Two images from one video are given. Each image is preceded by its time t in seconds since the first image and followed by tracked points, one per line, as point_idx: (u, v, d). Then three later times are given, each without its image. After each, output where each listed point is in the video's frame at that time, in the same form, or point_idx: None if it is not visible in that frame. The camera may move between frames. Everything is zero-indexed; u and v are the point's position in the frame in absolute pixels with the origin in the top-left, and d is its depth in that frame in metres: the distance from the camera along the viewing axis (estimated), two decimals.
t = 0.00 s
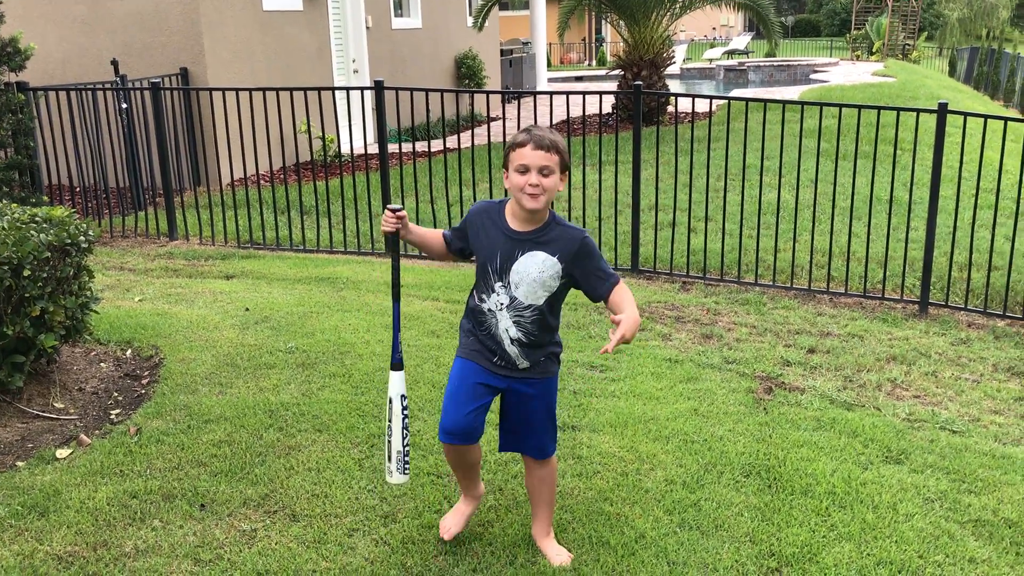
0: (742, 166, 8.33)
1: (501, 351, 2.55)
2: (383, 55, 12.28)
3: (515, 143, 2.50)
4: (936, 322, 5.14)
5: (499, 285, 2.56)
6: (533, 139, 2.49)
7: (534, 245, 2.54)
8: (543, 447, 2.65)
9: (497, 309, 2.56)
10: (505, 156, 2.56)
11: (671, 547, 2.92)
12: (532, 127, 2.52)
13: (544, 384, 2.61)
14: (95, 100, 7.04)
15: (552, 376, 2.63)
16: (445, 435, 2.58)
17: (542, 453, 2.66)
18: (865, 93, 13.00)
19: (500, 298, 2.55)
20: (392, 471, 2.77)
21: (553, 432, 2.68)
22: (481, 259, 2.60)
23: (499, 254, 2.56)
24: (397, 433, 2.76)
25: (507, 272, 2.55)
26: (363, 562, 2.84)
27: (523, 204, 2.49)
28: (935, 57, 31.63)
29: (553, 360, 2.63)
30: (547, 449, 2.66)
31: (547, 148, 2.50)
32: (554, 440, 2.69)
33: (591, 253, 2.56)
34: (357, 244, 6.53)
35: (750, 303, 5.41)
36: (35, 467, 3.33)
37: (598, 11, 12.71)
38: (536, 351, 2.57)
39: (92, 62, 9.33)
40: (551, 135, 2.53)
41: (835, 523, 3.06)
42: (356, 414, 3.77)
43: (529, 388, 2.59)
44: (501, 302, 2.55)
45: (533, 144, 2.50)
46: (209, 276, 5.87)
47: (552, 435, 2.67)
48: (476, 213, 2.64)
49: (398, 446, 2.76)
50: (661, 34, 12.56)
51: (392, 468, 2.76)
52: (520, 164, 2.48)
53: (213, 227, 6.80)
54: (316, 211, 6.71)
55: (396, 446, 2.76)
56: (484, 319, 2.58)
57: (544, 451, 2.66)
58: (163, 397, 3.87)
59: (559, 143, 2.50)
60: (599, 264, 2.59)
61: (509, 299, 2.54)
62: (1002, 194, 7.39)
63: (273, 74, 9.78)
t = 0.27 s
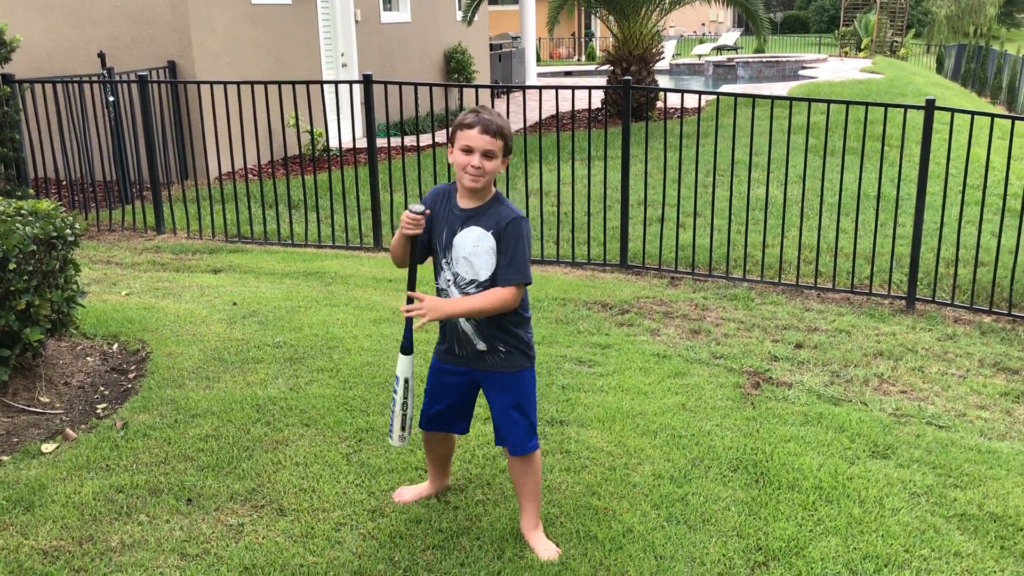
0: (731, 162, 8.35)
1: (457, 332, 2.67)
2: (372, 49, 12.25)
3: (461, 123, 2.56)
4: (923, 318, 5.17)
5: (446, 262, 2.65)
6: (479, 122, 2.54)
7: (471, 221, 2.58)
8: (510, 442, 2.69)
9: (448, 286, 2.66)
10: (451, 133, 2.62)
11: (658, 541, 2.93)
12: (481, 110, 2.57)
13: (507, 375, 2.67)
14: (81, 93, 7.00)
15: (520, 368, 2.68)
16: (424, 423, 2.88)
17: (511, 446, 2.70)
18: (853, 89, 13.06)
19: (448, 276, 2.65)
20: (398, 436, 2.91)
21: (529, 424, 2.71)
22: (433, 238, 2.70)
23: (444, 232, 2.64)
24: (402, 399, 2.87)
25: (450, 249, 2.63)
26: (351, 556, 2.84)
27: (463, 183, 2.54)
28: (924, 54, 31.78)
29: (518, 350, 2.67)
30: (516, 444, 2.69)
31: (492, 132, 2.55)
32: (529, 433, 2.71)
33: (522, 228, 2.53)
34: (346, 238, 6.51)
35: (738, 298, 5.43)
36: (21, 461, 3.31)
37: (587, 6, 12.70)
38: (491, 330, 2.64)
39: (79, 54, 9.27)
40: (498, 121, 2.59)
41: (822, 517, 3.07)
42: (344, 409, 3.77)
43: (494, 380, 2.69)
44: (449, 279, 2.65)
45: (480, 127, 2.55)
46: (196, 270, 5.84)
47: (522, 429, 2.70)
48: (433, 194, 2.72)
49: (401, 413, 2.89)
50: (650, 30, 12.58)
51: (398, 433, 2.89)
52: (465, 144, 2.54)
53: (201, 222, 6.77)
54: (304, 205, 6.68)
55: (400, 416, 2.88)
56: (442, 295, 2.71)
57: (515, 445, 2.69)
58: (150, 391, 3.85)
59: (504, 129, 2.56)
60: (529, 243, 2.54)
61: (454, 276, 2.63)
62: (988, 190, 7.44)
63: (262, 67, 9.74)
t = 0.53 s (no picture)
0: (726, 156, 8.35)
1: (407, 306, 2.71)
2: (367, 42, 12.21)
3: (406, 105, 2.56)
4: (918, 312, 5.18)
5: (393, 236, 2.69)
6: (423, 104, 2.55)
7: (410, 195, 2.59)
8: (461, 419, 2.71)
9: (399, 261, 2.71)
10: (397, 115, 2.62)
11: (653, 535, 2.93)
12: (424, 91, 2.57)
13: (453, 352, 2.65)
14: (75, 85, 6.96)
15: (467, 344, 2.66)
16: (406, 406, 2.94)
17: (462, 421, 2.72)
18: (849, 84, 13.07)
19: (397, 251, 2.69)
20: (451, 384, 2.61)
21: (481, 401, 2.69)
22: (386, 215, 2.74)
23: (393, 208, 2.68)
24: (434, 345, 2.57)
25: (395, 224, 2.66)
26: (345, 550, 2.84)
27: (408, 164, 2.58)
28: (919, 48, 31.81)
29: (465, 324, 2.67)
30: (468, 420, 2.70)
31: (436, 114, 2.56)
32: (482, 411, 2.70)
33: (455, 200, 2.52)
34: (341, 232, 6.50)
35: (733, 292, 5.43)
36: (15, 455, 3.30)
37: None
38: (435, 302, 2.66)
39: (73, 46, 9.22)
40: (443, 101, 2.59)
41: (817, 511, 3.08)
42: (340, 402, 3.76)
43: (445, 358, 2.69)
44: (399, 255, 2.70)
45: (424, 109, 2.56)
46: (191, 263, 5.82)
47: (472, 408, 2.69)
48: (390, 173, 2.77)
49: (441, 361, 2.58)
50: (646, 23, 12.56)
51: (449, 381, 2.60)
52: (409, 126, 2.55)
53: (196, 215, 6.75)
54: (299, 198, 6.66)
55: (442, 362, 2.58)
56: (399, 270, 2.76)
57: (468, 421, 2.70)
58: (144, 385, 3.84)
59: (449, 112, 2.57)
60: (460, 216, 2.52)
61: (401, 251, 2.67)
62: (983, 185, 7.45)
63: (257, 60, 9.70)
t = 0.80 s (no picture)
0: (727, 150, 8.35)
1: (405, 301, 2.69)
2: (368, 36, 12.19)
3: (381, 102, 2.56)
4: (919, 307, 5.18)
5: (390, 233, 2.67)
6: (398, 100, 2.53)
7: (406, 187, 2.61)
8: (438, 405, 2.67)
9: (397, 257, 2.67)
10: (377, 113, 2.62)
11: (655, 529, 2.94)
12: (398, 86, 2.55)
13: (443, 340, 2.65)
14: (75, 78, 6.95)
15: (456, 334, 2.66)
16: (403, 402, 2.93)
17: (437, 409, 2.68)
18: (850, 78, 13.05)
19: (396, 246, 2.66)
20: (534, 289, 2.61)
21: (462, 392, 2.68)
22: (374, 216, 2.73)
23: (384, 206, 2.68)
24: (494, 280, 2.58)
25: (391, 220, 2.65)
26: (347, 543, 2.84)
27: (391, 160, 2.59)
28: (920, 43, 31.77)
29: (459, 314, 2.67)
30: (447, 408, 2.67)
31: (411, 107, 2.54)
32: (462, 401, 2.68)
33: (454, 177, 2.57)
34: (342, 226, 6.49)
35: (734, 286, 5.43)
36: (17, 448, 3.30)
37: None
38: (435, 293, 2.65)
39: (73, 39, 9.20)
40: (419, 93, 2.56)
41: (818, 505, 3.08)
42: (341, 396, 3.76)
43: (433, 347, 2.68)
44: (398, 250, 2.66)
45: (400, 104, 2.54)
46: (192, 257, 5.81)
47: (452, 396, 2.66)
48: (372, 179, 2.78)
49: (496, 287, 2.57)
50: (647, 18, 12.53)
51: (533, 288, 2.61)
52: (386, 122, 2.55)
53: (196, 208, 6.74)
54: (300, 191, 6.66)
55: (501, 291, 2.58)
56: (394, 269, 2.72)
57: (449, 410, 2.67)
58: (146, 378, 3.84)
59: (424, 103, 2.54)
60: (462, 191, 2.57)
61: (401, 244, 2.64)
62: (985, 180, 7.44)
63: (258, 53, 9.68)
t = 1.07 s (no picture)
0: (732, 148, 8.33)
1: (411, 312, 2.62)
2: (372, 33, 12.18)
3: (397, 100, 2.60)
4: (924, 306, 5.16)
5: (404, 239, 2.63)
6: (416, 97, 2.58)
7: (426, 192, 2.59)
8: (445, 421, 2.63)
9: (407, 265, 2.62)
10: (391, 116, 2.66)
11: (659, 527, 2.93)
12: (413, 86, 2.61)
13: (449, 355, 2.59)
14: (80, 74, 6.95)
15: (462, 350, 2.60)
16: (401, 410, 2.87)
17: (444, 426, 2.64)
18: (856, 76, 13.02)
19: (407, 254, 2.61)
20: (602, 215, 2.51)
21: (467, 411, 2.63)
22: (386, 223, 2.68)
23: (399, 212, 2.64)
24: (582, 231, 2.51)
25: (406, 226, 2.61)
26: (351, 541, 2.84)
27: (413, 160, 2.59)
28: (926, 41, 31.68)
29: (466, 330, 2.61)
30: (454, 427, 2.62)
31: (429, 102, 2.59)
32: (467, 420, 2.63)
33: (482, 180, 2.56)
34: (345, 223, 6.49)
35: (739, 285, 5.42)
36: (21, 444, 3.30)
37: None
38: (447, 305, 2.60)
39: (77, 36, 9.21)
40: (433, 92, 2.63)
41: (823, 504, 3.08)
42: (345, 393, 3.76)
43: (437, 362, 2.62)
44: (409, 258, 2.61)
45: (417, 101, 2.59)
46: (196, 254, 5.82)
47: (457, 415, 2.61)
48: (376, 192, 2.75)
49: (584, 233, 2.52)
50: (652, 15, 12.50)
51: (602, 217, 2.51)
52: (406, 120, 2.58)
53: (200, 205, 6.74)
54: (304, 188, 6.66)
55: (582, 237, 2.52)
56: (401, 279, 2.66)
57: (455, 430, 2.63)
58: (150, 374, 3.85)
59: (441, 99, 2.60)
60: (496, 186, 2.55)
61: (414, 251, 2.60)
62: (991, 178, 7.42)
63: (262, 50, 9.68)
